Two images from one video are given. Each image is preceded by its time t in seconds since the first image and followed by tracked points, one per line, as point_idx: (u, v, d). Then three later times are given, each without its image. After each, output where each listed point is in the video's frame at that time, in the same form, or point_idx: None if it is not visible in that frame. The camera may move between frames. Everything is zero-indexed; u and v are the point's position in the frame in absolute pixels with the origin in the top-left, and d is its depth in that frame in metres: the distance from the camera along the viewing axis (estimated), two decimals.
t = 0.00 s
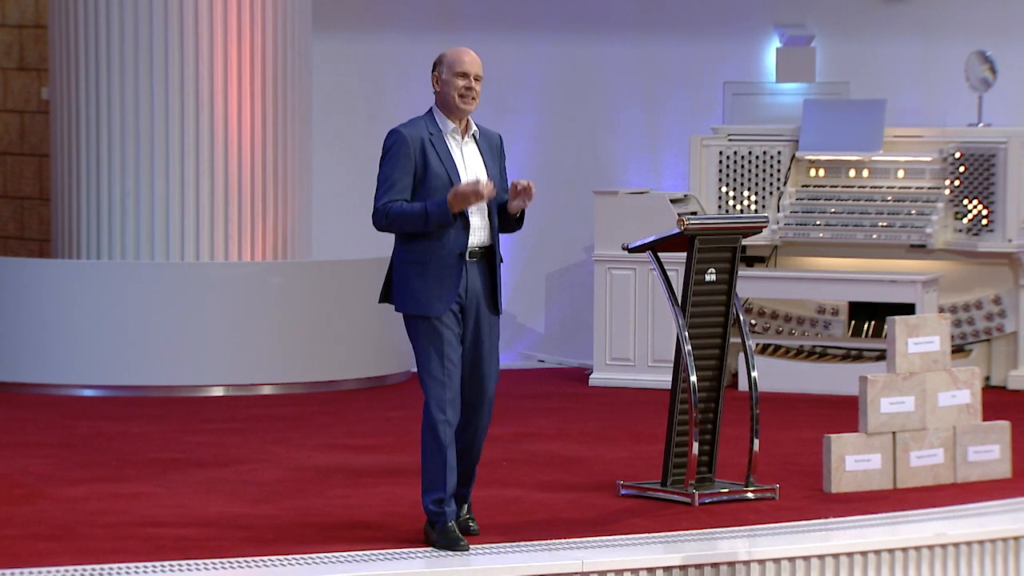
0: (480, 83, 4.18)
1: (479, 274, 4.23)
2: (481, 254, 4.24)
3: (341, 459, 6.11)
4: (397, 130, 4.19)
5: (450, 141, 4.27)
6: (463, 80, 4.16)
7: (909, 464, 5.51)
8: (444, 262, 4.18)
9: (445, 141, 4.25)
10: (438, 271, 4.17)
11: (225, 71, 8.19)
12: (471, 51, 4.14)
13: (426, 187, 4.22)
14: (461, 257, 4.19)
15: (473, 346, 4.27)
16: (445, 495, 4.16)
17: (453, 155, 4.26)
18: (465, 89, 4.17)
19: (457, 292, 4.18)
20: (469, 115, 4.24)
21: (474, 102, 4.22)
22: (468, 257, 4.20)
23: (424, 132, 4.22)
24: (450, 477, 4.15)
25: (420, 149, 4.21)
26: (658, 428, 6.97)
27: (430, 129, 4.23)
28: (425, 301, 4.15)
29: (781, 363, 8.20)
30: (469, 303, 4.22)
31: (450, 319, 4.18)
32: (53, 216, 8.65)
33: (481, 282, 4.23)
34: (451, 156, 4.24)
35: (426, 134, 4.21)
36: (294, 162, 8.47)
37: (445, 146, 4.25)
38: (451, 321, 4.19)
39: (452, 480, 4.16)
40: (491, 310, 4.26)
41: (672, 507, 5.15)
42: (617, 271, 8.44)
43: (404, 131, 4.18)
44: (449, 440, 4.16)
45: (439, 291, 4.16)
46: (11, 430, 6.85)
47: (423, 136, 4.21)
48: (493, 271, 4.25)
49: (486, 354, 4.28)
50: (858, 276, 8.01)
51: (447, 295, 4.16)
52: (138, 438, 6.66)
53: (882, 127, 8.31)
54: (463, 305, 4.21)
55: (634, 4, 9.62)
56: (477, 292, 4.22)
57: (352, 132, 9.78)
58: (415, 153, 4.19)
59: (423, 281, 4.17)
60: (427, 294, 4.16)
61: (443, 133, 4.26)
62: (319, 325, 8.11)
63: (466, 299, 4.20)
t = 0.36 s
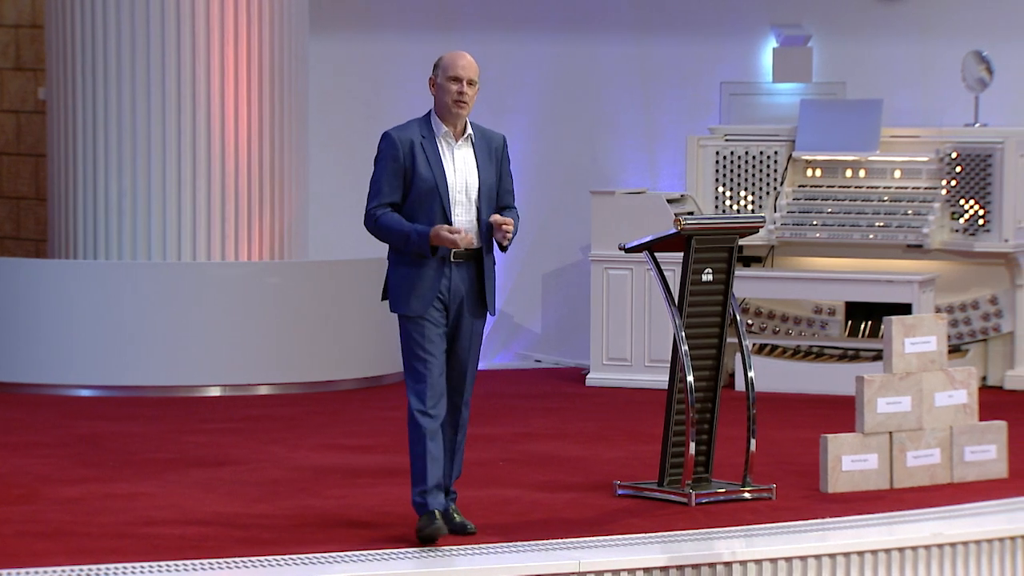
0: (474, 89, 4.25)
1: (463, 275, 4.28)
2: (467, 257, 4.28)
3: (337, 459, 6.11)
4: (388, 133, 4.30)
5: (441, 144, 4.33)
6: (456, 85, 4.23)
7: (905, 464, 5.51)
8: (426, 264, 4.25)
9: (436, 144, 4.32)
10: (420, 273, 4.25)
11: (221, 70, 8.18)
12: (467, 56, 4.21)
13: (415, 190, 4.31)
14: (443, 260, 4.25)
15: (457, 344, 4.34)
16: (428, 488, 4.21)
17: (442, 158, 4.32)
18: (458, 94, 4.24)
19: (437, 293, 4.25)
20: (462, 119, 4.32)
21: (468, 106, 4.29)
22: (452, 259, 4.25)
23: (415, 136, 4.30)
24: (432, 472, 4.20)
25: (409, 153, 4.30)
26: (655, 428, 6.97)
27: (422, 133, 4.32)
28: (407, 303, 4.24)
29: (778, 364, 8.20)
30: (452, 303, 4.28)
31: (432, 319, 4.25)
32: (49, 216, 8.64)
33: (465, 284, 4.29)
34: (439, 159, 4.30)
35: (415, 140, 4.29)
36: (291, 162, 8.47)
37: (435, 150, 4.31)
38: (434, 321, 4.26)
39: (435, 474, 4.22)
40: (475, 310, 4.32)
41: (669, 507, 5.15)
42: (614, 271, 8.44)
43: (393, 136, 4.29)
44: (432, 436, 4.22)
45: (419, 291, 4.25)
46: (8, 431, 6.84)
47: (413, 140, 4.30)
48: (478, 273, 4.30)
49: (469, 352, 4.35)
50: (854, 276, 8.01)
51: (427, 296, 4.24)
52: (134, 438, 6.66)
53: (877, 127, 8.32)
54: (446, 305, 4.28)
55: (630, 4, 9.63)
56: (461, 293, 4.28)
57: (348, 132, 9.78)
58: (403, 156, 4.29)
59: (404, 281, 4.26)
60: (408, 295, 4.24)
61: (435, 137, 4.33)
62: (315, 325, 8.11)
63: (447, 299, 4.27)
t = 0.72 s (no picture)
0: (457, 86, 4.24)
1: (441, 271, 4.32)
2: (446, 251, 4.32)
3: (337, 459, 6.11)
4: (370, 129, 4.39)
5: (422, 139, 4.36)
6: (438, 80, 4.23)
7: (905, 464, 5.51)
8: (402, 258, 4.29)
9: (417, 140, 4.36)
10: (395, 267, 4.29)
11: (221, 72, 8.18)
12: (450, 53, 4.20)
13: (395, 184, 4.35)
14: (420, 255, 4.29)
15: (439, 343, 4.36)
16: (366, 485, 4.27)
17: (423, 154, 4.36)
18: (440, 89, 4.23)
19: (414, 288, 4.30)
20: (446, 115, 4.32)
21: (451, 103, 4.28)
22: (428, 255, 4.30)
23: (396, 132, 4.36)
24: (375, 471, 4.27)
25: (390, 148, 4.36)
26: (654, 428, 6.97)
27: (405, 128, 4.37)
28: (381, 296, 4.30)
29: (778, 363, 8.20)
30: (428, 299, 4.32)
31: (402, 314, 4.29)
32: (49, 216, 8.64)
33: (443, 280, 4.32)
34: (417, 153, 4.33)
35: (395, 134, 4.35)
36: (291, 163, 8.47)
37: (417, 144, 4.35)
38: (406, 316, 4.31)
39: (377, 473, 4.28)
40: (457, 308, 4.34)
41: (669, 507, 5.15)
42: (614, 271, 8.44)
43: (373, 131, 4.36)
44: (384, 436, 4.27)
45: (396, 285, 4.29)
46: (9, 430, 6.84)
47: (394, 135, 4.35)
48: (458, 270, 4.33)
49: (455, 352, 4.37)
50: (854, 276, 8.01)
51: (401, 290, 4.28)
52: (134, 438, 6.66)
53: (877, 127, 8.32)
54: (425, 301, 4.33)
55: (630, 5, 9.63)
56: (438, 289, 4.32)
57: (348, 132, 9.78)
58: (384, 151, 4.36)
59: (382, 276, 4.31)
60: (382, 288, 4.30)
61: (417, 132, 4.36)
62: (315, 326, 8.11)
63: (425, 294, 4.32)
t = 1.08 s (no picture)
0: (421, 84, 4.29)
1: (408, 274, 4.33)
2: (413, 255, 4.33)
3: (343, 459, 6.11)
4: (337, 134, 4.39)
5: (389, 142, 4.37)
6: (403, 80, 4.27)
7: (912, 464, 5.50)
8: (369, 262, 4.33)
9: (384, 144, 4.36)
10: (362, 272, 4.33)
11: (228, 73, 8.20)
12: (411, 52, 4.27)
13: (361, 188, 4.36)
14: (384, 258, 4.32)
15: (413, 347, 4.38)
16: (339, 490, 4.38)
17: (388, 157, 4.36)
18: (404, 89, 4.28)
19: (381, 293, 4.33)
20: (412, 117, 4.34)
21: (417, 104, 4.32)
22: (393, 257, 4.32)
23: (362, 135, 4.36)
24: (347, 478, 4.36)
25: (356, 152, 4.36)
26: (661, 428, 6.96)
27: (371, 132, 4.36)
28: (349, 301, 4.34)
29: (784, 364, 8.20)
30: (397, 302, 4.34)
31: (370, 317, 4.34)
32: (56, 216, 8.64)
33: (410, 282, 4.34)
34: (383, 158, 4.34)
35: (361, 138, 4.35)
36: (298, 165, 8.48)
37: (382, 148, 4.36)
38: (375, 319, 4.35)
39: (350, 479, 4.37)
40: (427, 312, 4.35)
41: (675, 507, 5.15)
42: (620, 271, 8.44)
43: (339, 135, 4.36)
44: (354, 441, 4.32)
45: (364, 290, 4.33)
46: (15, 430, 6.85)
47: (359, 139, 4.35)
48: (426, 272, 4.34)
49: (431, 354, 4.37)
50: (860, 276, 8.01)
51: (369, 293, 4.32)
52: (139, 438, 6.67)
53: (883, 127, 8.32)
54: (393, 306, 4.35)
55: (636, 5, 9.63)
56: (406, 291, 4.34)
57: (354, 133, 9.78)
58: (350, 155, 4.36)
59: (351, 282, 4.34)
60: (351, 294, 4.34)
61: (384, 135, 4.37)
62: (321, 327, 8.10)
63: (393, 299, 4.34)
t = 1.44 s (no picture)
0: (389, 82, 4.19)
1: (383, 271, 4.25)
2: (385, 251, 4.24)
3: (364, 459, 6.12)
4: (310, 133, 4.32)
5: (361, 140, 4.29)
6: (369, 81, 4.18)
7: (935, 465, 5.49)
8: (342, 260, 4.24)
9: (356, 142, 4.28)
10: (337, 270, 4.25)
11: (251, 75, 8.23)
12: (374, 49, 4.17)
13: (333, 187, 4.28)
14: (358, 256, 4.24)
15: (395, 343, 4.29)
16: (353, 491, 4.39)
17: (361, 155, 4.28)
18: (372, 89, 4.18)
19: (356, 290, 4.25)
20: (384, 115, 4.25)
21: (388, 102, 4.23)
22: (368, 255, 4.24)
23: (334, 134, 4.29)
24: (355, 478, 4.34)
25: (329, 152, 4.28)
26: (682, 428, 6.96)
27: (343, 131, 4.29)
28: (326, 300, 4.27)
29: (806, 364, 8.19)
30: (374, 299, 4.26)
31: (352, 315, 4.28)
32: (79, 215, 8.68)
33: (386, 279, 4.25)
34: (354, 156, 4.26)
35: (333, 138, 4.27)
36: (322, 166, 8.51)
37: (354, 147, 4.27)
38: (357, 316, 4.29)
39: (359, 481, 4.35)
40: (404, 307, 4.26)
41: (697, 507, 5.15)
42: (642, 271, 8.44)
43: (312, 135, 4.29)
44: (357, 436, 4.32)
45: (340, 288, 4.25)
46: (37, 429, 6.88)
47: (331, 138, 4.28)
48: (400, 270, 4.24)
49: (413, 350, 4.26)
50: (882, 276, 8.00)
51: (344, 292, 4.24)
52: (161, 438, 6.68)
53: (906, 128, 8.31)
54: (370, 303, 4.28)
55: (657, 5, 9.63)
56: (381, 288, 4.25)
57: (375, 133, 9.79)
58: (322, 155, 4.29)
59: (326, 280, 4.27)
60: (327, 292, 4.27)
61: (356, 133, 4.29)
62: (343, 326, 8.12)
63: (369, 296, 4.26)
